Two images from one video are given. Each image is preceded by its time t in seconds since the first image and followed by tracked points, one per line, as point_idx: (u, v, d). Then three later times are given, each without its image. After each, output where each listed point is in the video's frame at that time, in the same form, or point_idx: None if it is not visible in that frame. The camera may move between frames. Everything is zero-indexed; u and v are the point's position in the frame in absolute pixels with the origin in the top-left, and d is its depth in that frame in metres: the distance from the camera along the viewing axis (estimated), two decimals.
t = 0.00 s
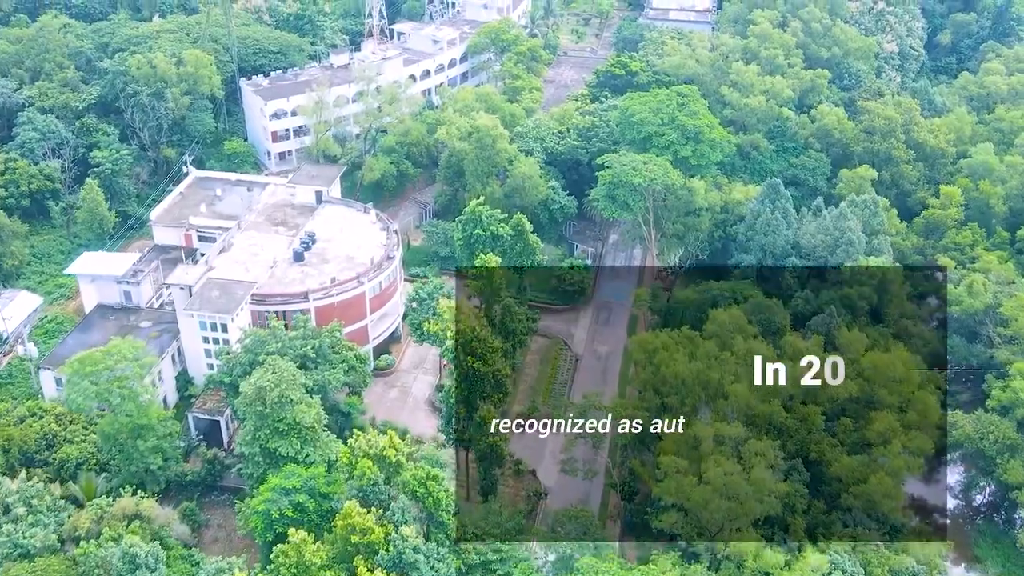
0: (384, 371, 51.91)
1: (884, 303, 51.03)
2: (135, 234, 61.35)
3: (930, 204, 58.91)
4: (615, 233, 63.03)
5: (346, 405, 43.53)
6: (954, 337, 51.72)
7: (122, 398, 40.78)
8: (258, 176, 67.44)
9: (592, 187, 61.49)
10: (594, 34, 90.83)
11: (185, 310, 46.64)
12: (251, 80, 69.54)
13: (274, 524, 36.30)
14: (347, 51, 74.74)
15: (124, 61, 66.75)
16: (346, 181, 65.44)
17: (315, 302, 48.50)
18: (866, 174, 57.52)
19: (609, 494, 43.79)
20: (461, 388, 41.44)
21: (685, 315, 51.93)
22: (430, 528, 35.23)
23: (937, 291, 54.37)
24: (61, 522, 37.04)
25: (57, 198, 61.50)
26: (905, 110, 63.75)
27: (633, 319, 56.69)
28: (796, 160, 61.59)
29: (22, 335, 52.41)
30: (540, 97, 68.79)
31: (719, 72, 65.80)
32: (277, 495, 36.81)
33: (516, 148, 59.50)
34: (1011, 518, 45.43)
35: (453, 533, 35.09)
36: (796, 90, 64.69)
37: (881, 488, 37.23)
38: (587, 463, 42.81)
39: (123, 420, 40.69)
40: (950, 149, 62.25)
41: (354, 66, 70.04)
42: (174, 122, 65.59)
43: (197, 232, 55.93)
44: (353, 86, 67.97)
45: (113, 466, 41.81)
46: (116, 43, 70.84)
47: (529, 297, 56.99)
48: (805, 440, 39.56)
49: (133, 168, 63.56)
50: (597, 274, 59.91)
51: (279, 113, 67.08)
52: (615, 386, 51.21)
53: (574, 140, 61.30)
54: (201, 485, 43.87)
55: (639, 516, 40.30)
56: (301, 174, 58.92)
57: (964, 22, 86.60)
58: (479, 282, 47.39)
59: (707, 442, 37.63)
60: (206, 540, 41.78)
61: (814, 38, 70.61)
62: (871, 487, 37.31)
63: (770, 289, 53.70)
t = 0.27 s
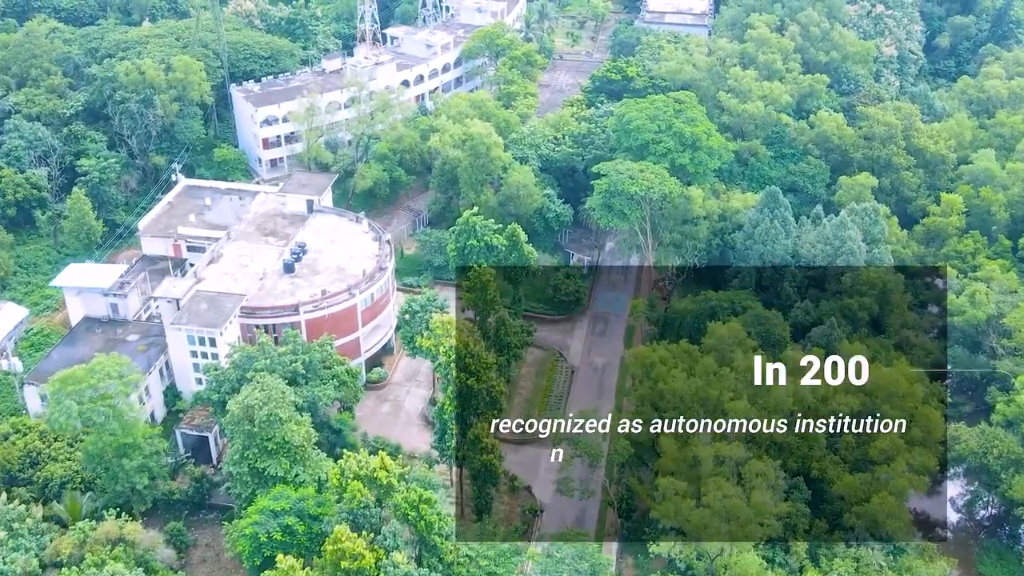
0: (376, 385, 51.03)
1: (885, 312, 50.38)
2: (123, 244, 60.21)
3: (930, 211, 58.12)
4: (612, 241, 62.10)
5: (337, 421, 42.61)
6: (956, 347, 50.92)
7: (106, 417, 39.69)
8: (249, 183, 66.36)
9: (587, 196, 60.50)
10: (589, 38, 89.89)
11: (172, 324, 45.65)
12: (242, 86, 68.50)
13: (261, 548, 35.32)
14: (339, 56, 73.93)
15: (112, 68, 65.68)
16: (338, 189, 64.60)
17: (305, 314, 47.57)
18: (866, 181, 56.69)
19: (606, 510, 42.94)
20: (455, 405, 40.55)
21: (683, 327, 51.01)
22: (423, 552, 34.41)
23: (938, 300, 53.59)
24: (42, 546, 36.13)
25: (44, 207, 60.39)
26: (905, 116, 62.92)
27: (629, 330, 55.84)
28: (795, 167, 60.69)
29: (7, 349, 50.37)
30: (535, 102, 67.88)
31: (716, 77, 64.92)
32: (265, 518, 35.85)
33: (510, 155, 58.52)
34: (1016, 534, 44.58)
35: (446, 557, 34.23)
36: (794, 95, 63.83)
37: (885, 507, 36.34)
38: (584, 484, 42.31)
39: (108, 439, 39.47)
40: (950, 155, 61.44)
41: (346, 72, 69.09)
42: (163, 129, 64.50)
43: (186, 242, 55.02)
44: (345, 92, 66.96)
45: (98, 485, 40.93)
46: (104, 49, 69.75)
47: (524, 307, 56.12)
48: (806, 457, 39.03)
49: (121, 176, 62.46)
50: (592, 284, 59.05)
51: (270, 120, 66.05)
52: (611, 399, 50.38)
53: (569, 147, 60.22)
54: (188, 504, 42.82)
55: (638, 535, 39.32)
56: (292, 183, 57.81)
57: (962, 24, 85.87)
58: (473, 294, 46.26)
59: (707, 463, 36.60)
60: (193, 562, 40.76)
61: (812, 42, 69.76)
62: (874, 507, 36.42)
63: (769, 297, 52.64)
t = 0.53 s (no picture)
0: (368, 399, 50.09)
1: (885, 323, 49.44)
2: (110, 254, 59.15)
3: (930, 218, 57.33)
4: (607, 249, 61.17)
5: (326, 439, 41.68)
6: (958, 358, 50.15)
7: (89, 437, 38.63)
8: (239, 191, 65.30)
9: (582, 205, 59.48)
10: (584, 41, 89.01)
11: (158, 338, 44.63)
12: (231, 92, 67.45)
13: (248, 573, 34.32)
14: (331, 62, 72.89)
15: (99, 74, 64.61)
16: (329, 197, 63.66)
17: (294, 328, 46.61)
18: (865, 189, 55.85)
19: (603, 527, 42.09)
20: (447, 423, 39.58)
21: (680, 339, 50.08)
22: None
23: (939, 309, 52.81)
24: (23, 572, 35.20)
25: (29, 216, 59.31)
26: (904, 122, 62.07)
27: (626, 341, 54.95)
28: (793, 174, 59.80)
29: None
30: (529, 108, 66.95)
31: (713, 82, 63.99)
32: (252, 542, 34.87)
33: (504, 163, 57.55)
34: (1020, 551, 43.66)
35: None
36: (792, 101, 62.96)
37: (887, 528, 35.46)
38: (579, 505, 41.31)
39: (91, 460, 38.40)
40: (950, 161, 60.63)
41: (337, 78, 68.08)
42: (151, 137, 63.42)
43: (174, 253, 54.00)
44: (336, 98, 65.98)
45: (81, 505, 39.97)
46: (91, 55, 68.63)
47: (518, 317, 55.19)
48: (807, 475, 38.23)
49: (108, 185, 61.37)
50: (588, 293, 58.15)
51: (260, 127, 65.02)
52: (608, 412, 49.48)
53: (564, 155, 59.21)
54: (175, 524, 41.74)
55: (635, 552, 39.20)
56: (281, 192, 56.77)
57: (960, 27, 85.15)
58: (466, 307, 45.38)
59: (707, 484, 36.12)
60: None
61: (809, 47, 68.91)
62: (876, 528, 35.55)
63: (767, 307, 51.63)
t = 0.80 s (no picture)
0: (358, 413, 49.18)
1: (884, 333, 48.64)
2: (96, 264, 58.08)
3: (928, 225, 56.65)
4: (601, 257, 60.33)
5: (314, 457, 40.77)
6: (957, 368, 49.57)
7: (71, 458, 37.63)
8: (227, 199, 64.27)
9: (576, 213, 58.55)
10: (577, 44, 88.14)
11: (143, 353, 43.60)
12: (219, 98, 66.43)
13: None
14: (320, 67, 71.94)
15: (84, 81, 63.57)
16: (319, 205, 62.67)
17: (283, 341, 45.69)
18: (862, 196, 55.16)
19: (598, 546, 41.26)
20: (438, 441, 38.62)
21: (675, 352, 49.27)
22: None
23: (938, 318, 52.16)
24: None
25: (12, 226, 58.21)
26: (901, 127, 61.32)
27: (621, 351, 54.11)
28: (789, 180, 59.03)
29: None
30: (521, 113, 66.08)
31: (707, 87, 63.17)
32: (237, 566, 33.94)
33: (495, 171, 56.62)
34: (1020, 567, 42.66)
35: None
36: (788, 106, 62.17)
37: (888, 547, 34.56)
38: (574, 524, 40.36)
39: (72, 481, 37.45)
40: (948, 167, 59.93)
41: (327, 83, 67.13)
42: (137, 144, 62.34)
43: (160, 264, 52.97)
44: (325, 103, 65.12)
45: (64, 526, 39.04)
46: (77, 61, 67.55)
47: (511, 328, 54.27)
48: (806, 491, 37.40)
49: (93, 194, 60.29)
50: (581, 303, 57.30)
51: (248, 134, 64.00)
52: (602, 425, 48.62)
53: (556, 162, 58.26)
54: (160, 544, 40.68)
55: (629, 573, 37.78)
56: (270, 201, 55.77)
57: (956, 29, 84.57)
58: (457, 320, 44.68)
59: (705, 505, 35.29)
60: None
61: (805, 50, 68.15)
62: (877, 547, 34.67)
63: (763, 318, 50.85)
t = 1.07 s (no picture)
0: (347, 428, 48.22)
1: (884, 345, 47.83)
2: (80, 276, 56.91)
3: (927, 233, 55.93)
4: (595, 266, 59.43)
5: (302, 476, 39.74)
6: (958, 379, 48.89)
7: (50, 481, 36.54)
8: (214, 208, 63.14)
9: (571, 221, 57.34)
10: (570, 48, 87.27)
11: (127, 370, 42.55)
12: (206, 105, 65.35)
13: None
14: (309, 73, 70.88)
15: (69, 88, 62.42)
16: (308, 214, 61.61)
17: (270, 357, 44.70)
18: (860, 204, 54.40)
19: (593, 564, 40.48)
20: (428, 461, 37.61)
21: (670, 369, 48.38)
22: None
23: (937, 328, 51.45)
24: None
25: None
26: (899, 133, 60.52)
27: (615, 363, 53.23)
28: (785, 187, 58.17)
29: None
30: (514, 119, 65.17)
31: (702, 93, 62.30)
32: None
33: (488, 179, 55.68)
34: None
35: None
36: (784, 112, 61.32)
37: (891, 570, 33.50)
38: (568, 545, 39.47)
39: (51, 505, 36.35)
40: (946, 174, 59.18)
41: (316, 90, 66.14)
42: (123, 153, 61.20)
43: (145, 276, 51.88)
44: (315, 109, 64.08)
45: (44, 549, 37.89)
46: (61, 67, 66.38)
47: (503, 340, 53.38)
48: (806, 511, 36.53)
49: (77, 203, 59.09)
50: (575, 313, 56.39)
51: (236, 142, 62.92)
52: (597, 440, 47.74)
53: (549, 171, 57.30)
54: (146, 566, 39.48)
55: None
56: (258, 211, 54.74)
57: (952, 32, 83.94)
58: (447, 335, 43.65)
59: (703, 528, 34.48)
60: None
61: (800, 55, 67.32)
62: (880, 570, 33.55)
63: (761, 328, 49.85)
